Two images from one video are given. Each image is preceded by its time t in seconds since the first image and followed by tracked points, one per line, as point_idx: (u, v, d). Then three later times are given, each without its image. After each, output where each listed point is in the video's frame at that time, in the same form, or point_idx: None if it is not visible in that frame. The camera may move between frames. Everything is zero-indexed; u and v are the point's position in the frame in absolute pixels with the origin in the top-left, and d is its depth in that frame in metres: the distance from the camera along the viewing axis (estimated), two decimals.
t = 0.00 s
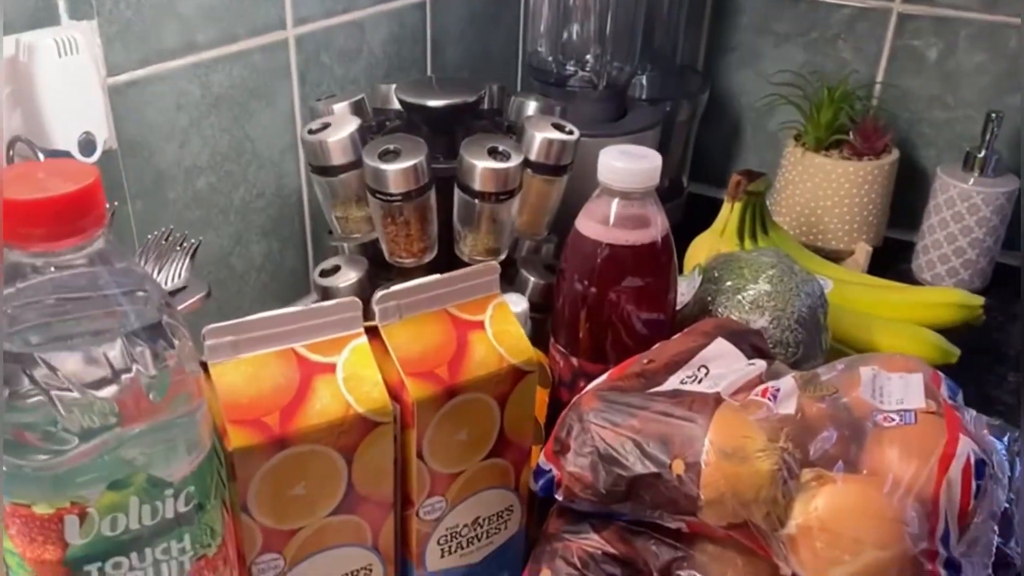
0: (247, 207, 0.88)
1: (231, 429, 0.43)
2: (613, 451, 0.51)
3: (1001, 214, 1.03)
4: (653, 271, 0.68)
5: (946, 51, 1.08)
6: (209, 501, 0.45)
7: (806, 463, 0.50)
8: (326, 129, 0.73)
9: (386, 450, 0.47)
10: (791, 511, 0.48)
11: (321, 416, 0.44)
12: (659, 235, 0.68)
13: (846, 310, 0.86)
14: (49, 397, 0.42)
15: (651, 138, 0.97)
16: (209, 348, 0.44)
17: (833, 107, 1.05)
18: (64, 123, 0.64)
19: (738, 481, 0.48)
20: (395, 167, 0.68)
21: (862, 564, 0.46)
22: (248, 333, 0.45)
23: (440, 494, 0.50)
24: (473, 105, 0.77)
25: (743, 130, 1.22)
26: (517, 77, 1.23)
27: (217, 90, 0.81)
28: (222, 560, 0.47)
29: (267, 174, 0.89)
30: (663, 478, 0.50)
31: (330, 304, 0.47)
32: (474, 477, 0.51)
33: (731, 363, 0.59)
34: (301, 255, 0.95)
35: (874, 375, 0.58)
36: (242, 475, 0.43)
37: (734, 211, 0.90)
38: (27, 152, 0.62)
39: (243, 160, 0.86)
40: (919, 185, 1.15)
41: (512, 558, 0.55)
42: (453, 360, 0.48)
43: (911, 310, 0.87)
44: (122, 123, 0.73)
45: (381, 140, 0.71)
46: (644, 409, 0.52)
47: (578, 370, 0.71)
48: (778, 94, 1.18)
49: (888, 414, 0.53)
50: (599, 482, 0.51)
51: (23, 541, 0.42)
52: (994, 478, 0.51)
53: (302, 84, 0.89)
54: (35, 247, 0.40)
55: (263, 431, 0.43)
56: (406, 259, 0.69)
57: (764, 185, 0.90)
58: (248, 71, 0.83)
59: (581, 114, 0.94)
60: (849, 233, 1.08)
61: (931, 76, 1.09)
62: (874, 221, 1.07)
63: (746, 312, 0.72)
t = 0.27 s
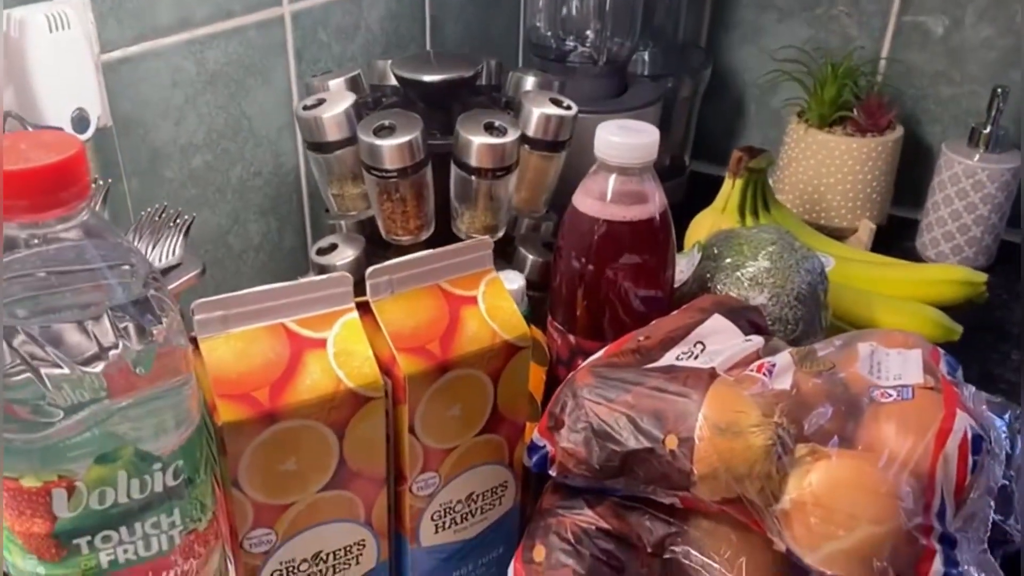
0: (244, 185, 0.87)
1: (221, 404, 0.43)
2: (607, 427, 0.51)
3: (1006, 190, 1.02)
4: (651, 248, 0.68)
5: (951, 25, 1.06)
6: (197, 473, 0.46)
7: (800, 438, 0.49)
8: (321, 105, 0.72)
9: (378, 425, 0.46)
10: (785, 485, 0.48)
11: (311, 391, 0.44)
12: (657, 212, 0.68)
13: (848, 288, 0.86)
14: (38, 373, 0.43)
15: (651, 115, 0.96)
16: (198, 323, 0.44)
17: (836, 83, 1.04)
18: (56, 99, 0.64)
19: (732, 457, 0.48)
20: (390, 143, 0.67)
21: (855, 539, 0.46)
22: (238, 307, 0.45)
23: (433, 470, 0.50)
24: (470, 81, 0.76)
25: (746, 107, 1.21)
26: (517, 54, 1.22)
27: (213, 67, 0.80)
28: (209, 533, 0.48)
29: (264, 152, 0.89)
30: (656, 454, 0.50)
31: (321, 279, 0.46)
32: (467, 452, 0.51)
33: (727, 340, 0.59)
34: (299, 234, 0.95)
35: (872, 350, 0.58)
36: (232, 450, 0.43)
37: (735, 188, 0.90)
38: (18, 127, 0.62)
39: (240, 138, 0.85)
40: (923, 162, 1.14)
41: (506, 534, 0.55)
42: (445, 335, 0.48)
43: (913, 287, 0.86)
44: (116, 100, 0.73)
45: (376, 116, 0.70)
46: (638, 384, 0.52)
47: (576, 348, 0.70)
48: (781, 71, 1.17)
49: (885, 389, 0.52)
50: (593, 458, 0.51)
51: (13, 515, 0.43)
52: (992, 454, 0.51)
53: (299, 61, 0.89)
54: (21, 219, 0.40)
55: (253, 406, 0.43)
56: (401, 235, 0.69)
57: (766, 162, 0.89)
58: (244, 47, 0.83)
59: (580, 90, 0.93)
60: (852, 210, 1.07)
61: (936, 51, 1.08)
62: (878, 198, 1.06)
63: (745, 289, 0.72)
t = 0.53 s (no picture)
0: (244, 177, 0.88)
1: (219, 397, 0.43)
2: (601, 417, 0.51)
3: (1005, 178, 1.02)
4: (648, 237, 0.68)
5: (951, 12, 1.06)
6: (197, 465, 0.47)
7: (793, 428, 0.50)
8: (319, 97, 0.73)
9: (374, 416, 0.47)
10: (778, 474, 0.48)
11: (308, 383, 0.45)
12: (654, 202, 0.68)
13: (845, 275, 0.86)
14: (37, 368, 0.43)
15: (649, 104, 0.96)
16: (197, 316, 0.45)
17: (835, 71, 1.04)
18: (56, 95, 0.64)
19: (726, 447, 0.49)
20: (388, 135, 0.67)
21: (847, 527, 0.46)
22: (235, 301, 0.45)
23: (430, 460, 0.50)
24: (468, 73, 0.76)
25: (746, 95, 1.21)
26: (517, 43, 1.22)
27: (212, 59, 0.80)
28: (208, 524, 0.49)
29: (264, 143, 0.89)
30: (650, 444, 0.50)
31: (317, 273, 0.47)
32: (464, 443, 0.51)
33: (723, 331, 0.59)
34: (300, 225, 0.95)
35: (867, 339, 0.58)
36: (230, 442, 0.44)
37: (733, 177, 0.90)
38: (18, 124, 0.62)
39: (239, 129, 0.86)
40: (923, 149, 1.14)
41: (504, 523, 0.56)
42: (441, 327, 0.48)
43: (911, 275, 0.86)
44: (116, 93, 0.73)
45: (374, 108, 0.70)
46: (633, 375, 0.52)
47: (573, 337, 0.71)
48: (781, 59, 1.17)
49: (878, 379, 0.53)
50: (588, 448, 0.52)
51: (15, 507, 0.44)
52: (984, 443, 0.52)
53: (298, 52, 0.89)
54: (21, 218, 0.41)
55: (250, 399, 0.44)
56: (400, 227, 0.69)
57: (765, 151, 0.89)
58: (243, 39, 0.83)
59: (579, 80, 0.93)
60: (851, 198, 1.07)
61: (936, 38, 1.08)
62: (877, 186, 1.07)
63: (741, 278, 0.72)
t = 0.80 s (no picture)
0: (237, 179, 0.86)
1: (204, 421, 0.42)
2: (599, 434, 0.50)
3: (1011, 174, 1.00)
4: (647, 243, 0.67)
5: (956, 6, 1.04)
6: (181, 492, 0.46)
7: (796, 446, 0.48)
8: (310, 100, 0.71)
9: (365, 437, 0.46)
10: (780, 495, 0.47)
11: (296, 406, 0.43)
12: (653, 207, 0.66)
13: (848, 277, 0.85)
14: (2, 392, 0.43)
15: (649, 101, 0.94)
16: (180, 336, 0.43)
17: (838, 67, 1.02)
18: (39, 102, 0.63)
19: (727, 466, 0.47)
20: (381, 140, 0.66)
21: (852, 549, 0.45)
22: (220, 320, 0.44)
23: (424, 479, 0.49)
24: (462, 74, 0.75)
25: (747, 90, 1.19)
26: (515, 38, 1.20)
27: (202, 60, 0.79)
28: (194, 551, 0.48)
29: (257, 145, 0.87)
30: (649, 463, 0.49)
31: (305, 290, 0.45)
32: (459, 461, 0.50)
33: (723, 341, 0.58)
34: (294, 227, 0.94)
35: (872, 349, 0.57)
36: (216, 467, 0.42)
37: (734, 177, 0.88)
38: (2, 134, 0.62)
39: (231, 131, 0.84)
40: (927, 145, 1.12)
41: (500, 539, 0.55)
42: (434, 344, 0.47)
43: (916, 276, 0.85)
44: (103, 96, 0.71)
45: (366, 111, 0.69)
46: (632, 390, 0.51)
47: (571, 345, 0.69)
48: (783, 53, 1.15)
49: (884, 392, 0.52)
50: (586, 466, 0.50)
51: None
52: (992, 459, 0.50)
53: (290, 51, 0.88)
54: None
55: (236, 422, 0.42)
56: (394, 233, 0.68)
57: (766, 149, 0.88)
58: (234, 40, 0.81)
59: (577, 78, 0.92)
60: (854, 196, 1.06)
61: (941, 32, 1.06)
62: (881, 183, 1.05)
63: (742, 284, 0.71)
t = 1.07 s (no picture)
0: (220, 191, 0.84)
1: (171, 467, 0.40)
2: (592, 469, 0.48)
3: (1016, 177, 0.98)
4: (643, 259, 0.64)
5: (959, 3, 1.01)
6: (146, 545, 0.46)
7: (799, 483, 0.46)
8: (292, 112, 0.69)
9: (345, 479, 0.43)
10: (783, 535, 0.45)
11: (270, 449, 0.41)
12: (648, 221, 0.64)
13: (850, 287, 0.82)
14: None
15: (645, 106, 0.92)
16: (146, 376, 0.41)
17: (838, 68, 1.00)
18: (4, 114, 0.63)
19: (728, 506, 0.45)
20: (365, 154, 0.63)
21: None
22: (190, 358, 0.42)
23: (409, 519, 0.47)
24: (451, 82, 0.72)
25: (746, 90, 1.17)
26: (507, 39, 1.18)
27: (182, 69, 0.76)
28: None
29: (241, 155, 0.85)
30: (645, 500, 0.47)
31: (280, 324, 0.43)
32: (446, 498, 0.48)
33: (722, 365, 0.55)
34: (281, 237, 0.91)
35: (878, 372, 0.55)
36: (186, 515, 0.40)
37: (733, 184, 0.85)
38: None
39: (214, 142, 0.81)
40: (929, 145, 1.10)
41: None
42: (417, 378, 0.45)
43: (920, 285, 0.82)
44: (78, 109, 0.69)
45: (350, 124, 0.66)
46: (628, 421, 0.49)
47: (564, 364, 0.67)
48: (782, 53, 1.12)
49: (892, 420, 0.50)
50: (579, 504, 0.48)
51: None
52: (1004, 490, 0.48)
53: (274, 58, 0.85)
54: None
55: (207, 467, 0.40)
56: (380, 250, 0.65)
57: (764, 155, 0.85)
58: (215, 48, 0.79)
59: (570, 83, 0.89)
60: (854, 199, 1.03)
61: (943, 30, 1.03)
62: (883, 186, 1.02)
63: (742, 299, 0.68)
